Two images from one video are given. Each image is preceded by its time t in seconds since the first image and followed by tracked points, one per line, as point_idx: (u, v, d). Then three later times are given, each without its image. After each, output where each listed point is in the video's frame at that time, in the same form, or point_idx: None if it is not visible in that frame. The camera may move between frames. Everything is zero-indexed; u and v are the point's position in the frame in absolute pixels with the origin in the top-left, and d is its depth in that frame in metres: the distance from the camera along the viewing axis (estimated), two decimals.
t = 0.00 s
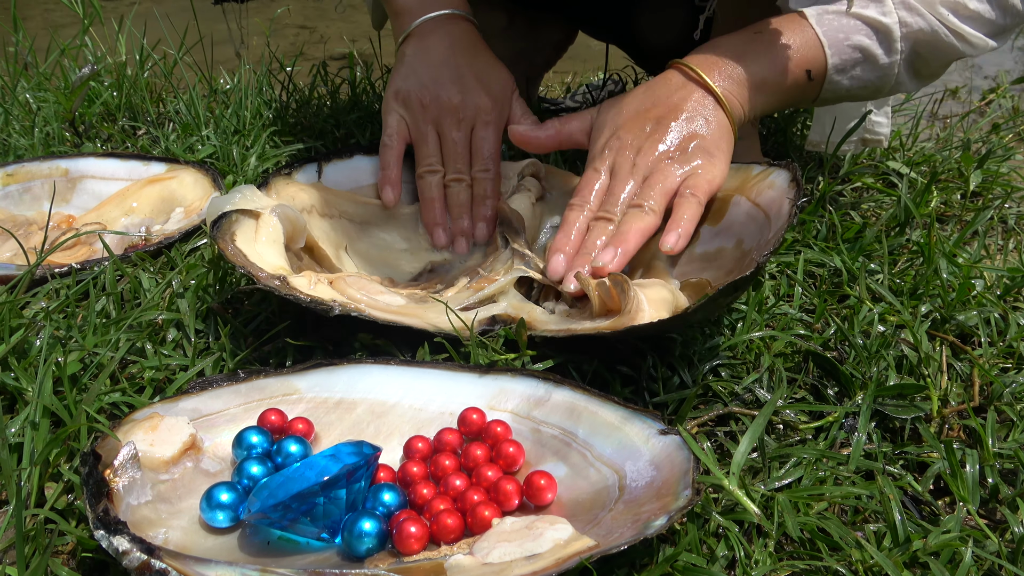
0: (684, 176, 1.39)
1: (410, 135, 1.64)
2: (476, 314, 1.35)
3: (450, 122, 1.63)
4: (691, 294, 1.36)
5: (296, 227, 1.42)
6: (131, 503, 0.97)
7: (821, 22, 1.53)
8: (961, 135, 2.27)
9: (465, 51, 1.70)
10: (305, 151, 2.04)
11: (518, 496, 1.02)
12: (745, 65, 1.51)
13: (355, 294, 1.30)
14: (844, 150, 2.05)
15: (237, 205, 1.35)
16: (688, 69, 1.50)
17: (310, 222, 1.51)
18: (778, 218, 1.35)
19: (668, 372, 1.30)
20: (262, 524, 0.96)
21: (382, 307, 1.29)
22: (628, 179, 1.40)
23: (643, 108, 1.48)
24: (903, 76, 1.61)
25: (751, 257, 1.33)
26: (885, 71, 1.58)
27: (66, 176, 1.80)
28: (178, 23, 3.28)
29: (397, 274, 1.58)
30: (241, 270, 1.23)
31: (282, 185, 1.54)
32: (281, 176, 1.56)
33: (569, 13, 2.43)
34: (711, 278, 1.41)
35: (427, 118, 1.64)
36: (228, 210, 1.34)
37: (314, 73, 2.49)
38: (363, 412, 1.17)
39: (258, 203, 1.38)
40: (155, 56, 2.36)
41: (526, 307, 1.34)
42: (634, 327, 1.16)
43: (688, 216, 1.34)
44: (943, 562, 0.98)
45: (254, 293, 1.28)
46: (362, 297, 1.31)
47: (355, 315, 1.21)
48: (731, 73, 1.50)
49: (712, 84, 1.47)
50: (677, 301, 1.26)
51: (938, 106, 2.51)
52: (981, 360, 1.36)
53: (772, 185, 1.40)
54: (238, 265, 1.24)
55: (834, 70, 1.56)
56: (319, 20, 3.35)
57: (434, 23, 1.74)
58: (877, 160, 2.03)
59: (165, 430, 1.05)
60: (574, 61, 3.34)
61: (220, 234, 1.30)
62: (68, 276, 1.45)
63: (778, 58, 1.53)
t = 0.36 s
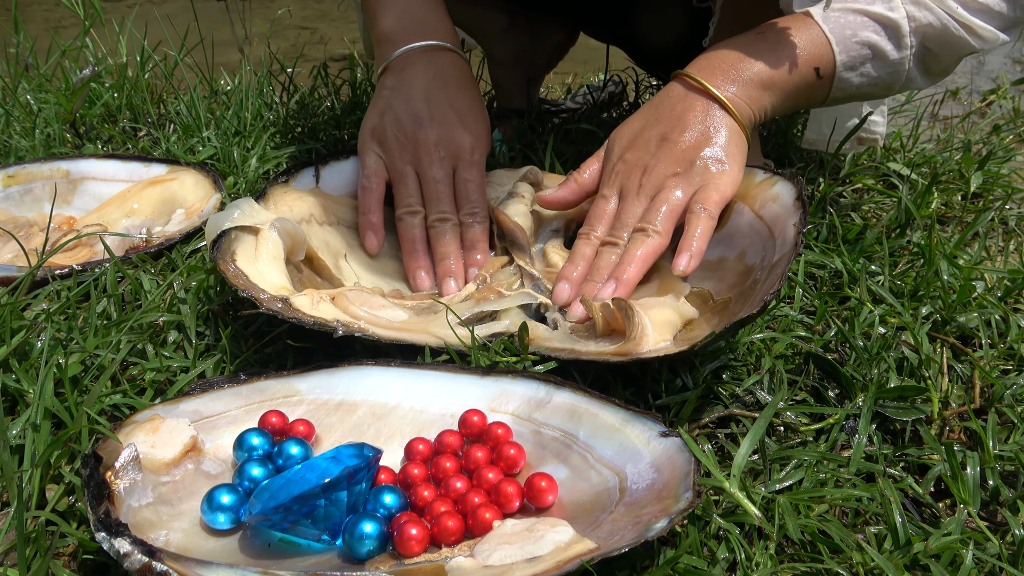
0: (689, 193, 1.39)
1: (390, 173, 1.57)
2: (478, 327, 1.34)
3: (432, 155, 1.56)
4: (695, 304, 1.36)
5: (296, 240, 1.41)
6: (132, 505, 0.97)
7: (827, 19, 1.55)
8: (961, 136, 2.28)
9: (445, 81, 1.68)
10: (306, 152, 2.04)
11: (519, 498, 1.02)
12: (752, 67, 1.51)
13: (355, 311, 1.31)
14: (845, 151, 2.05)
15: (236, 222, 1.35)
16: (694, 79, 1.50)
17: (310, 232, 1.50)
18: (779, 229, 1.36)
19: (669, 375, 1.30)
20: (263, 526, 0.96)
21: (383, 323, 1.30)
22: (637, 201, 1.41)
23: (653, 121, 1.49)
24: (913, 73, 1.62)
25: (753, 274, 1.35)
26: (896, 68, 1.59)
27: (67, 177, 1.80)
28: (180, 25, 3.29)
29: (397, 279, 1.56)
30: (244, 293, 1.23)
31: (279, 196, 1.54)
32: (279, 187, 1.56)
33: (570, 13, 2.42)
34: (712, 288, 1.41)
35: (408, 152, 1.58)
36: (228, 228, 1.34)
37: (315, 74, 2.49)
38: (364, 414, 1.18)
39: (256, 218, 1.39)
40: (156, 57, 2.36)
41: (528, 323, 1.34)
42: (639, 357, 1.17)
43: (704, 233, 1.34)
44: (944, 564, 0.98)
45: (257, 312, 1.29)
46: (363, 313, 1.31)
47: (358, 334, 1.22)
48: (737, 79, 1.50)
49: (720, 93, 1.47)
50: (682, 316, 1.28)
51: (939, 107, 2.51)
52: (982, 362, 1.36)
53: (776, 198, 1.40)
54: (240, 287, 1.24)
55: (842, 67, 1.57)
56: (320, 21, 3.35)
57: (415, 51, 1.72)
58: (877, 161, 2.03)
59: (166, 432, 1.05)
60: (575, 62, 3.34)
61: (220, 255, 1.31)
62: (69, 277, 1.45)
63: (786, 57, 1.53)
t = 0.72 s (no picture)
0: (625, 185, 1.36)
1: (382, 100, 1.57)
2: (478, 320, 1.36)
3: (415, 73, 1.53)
4: (692, 302, 1.38)
5: (298, 235, 1.43)
6: (133, 505, 0.97)
7: (813, 41, 1.52)
8: (961, 136, 2.27)
9: (428, 20, 1.64)
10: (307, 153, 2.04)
11: (520, 498, 1.02)
12: (741, 89, 1.51)
13: (356, 304, 1.32)
14: (845, 151, 2.05)
15: (238, 215, 1.36)
16: (690, 89, 1.51)
17: (311, 227, 1.50)
18: (778, 233, 1.34)
19: (670, 376, 1.30)
20: (264, 527, 0.96)
21: (384, 317, 1.30)
22: (570, 161, 1.39)
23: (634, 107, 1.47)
24: (903, 91, 1.60)
25: (753, 270, 1.34)
26: (884, 87, 1.56)
27: (68, 178, 1.80)
28: (181, 27, 3.30)
29: (399, 278, 1.58)
30: (246, 284, 1.24)
31: (282, 190, 1.54)
32: (282, 181, 1.56)
33: (569, 14, 2.42)
34: (713, 286, 1.42)
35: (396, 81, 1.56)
36: (230, 220, 1.35)
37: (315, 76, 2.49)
38: (365, 414, 1.18)
39: (259, 212, 1.39)
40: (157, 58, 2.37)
41: (528, 319, 1.35)
42: (637, 347, 1.17)
43: (590, 227, 1.34)
44: (945, 564, 0.99)
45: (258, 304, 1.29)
46: (364, 307, 1.32)
47: (358, 326, 1.23)
48: (726, 99, 1.50)
49: (702, 106, 1.47)
50: (679, 312, 1.28)
51: (939, 107, 2.51)
52: (982, 362, 1.36)
53: (776, 195, 1.40)
54: (242, 278, 1.25)
55: (829, 89, 1.55)
56: (321, 23, 3.35)
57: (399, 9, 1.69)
58: (877, 162, 2.03)
59: (167, 433, 1.05)
60: (575, 63, 3.35)
61: (223, 245, 1.31)
62: (70, 279, 1.45)
63: (769, 83, 1.53)
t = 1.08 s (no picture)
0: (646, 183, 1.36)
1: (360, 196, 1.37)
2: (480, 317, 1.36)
3: (407, 180, 1.35)
4: (693, 302, 1.39)
5: (300, 234, 1.43)
6: (133, 506, 0.97)
7: (817, 37, 1.52)
8: (962, 136, 2.27)
9: (418, 97, 1.49)
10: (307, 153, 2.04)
11: (521, 498, 1.02)
12: (751, 85, 1.50)
13: (358, 304, 1.32)
14: (845, 151, 2.05)
15: (240, 214, 1.37)
16: (703, 82, 1.49)
17: (313, 227, 1.50)
18: (778, 228, 1.35)
19: (671, 375, 1.30)
20: (265, 527, 0.96)
21: (385, 317, 1.30)
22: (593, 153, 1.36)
23: (644, 101, 1.46)
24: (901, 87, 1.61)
25: (754, 270, 1.34)
26: (884, 83, 1.57)
27: (68, 178, 1.80)
28: (182, 28, 3.30)
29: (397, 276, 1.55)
30: (246, 283, 1.23)
31: (284, 190, 1.55)
32: (284, 181, 1.57)
33: (570, 16, 2.43)
34: (714, 286, 1.42)
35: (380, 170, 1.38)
36: (232, 219, 1.35)
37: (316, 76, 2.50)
38: (366, 415, 1.18)
39: (262, 212, 1.40)
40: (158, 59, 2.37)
41: (529, 318, 1.35)
42: (638, 347, 1.17)
43: (615, 229, 1.34)
44: (946, 564, 0.98)
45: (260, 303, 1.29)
46: (365, 307, 1.32)
47: (360, 326, 1.23)
48: (738, 94, 1.49)
49: (715, 99, 1.46)
50: (681, 313, 1.28)
51: (939, 108, 2.51)
52: (983, 362, 1.36)
53: (776, 195, 1.40)
54: (243, 277, 1.24)
55: (834, 86, 1.55)
56: (321, 23, 3.36)
57: (389, 75, 1.53)
58: (878, 161, 2.03)
59: (167, 433, 1.05)
60: (575, 63, 3.35)
61: (224, 244, 1.31)
62: (70, 279, 1.45)
63: (777, 78, 1.52)
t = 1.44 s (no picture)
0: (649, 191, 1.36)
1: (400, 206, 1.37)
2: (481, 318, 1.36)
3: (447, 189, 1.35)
4: (694, 303, 1.39)
5: (303, 234, 1.43)
6: (136, 507, 0.97)
7: (816, 41, 1.52)
8: (963, 136, 2.28)
9: (444, 96, 1.47)
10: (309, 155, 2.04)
11: (523, 500, 1.02)
12: (751, 89, 1.50)
13: (360, 304, 1.32)
14: (847, 151, 2.05)
15: (243, 213, 1.37)
16: (705, 85, 1.49)
17: (316, 227, 1.51)
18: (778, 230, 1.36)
19: (672, 377, 1.30)
20: (267, 528, 0.96)
21: (388, 317, 1.30)
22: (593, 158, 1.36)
23: (644, 105, 1.45)
24: (899, 89, 1.61)
25: (755, 270, 1.34)
26: (882, 85, 1.57)
27: (69, 180, 1.80)
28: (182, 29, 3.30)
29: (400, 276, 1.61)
30: (251, 282, 1.23)
31: (287, 189, 1.54)
32: (286, 180, 1.56)
33: (571, 18, 2.43)
34: (714, 287, 1.42)
35: (418, 177, 1.38)
36: (234, 218, 1.35)
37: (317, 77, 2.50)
38: (368, 416, 1.18)
39: (265, 211, 1.40)
40: (159, 60, 2.37)
41: (531, 318, 1.35)
42: (639, 347, 1.17)
43: (620, 237, 1.35)
44: (948, 566, 0.98)
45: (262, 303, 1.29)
46: (368, 307, 1.32)
47: (362, 326, 1.23)
48: (739, 99, 1.49)
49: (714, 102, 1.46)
50: (682, 314, 1.28)
51: (940, 108, 2.51)
52: (985, 363, 1.36)
53: (777, 196, 1.40)
54: (247, 276, 1.24)
55: (833, 88, 1.55)
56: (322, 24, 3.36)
57: (410, 74, 1.50)
58: (879, 162, 2.03)
59: (170, 435, 1.05)
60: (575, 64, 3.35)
61: (228, 242, 1.31)
62: (72, 281, 1.45)
63: (777, 82, 1.52)
